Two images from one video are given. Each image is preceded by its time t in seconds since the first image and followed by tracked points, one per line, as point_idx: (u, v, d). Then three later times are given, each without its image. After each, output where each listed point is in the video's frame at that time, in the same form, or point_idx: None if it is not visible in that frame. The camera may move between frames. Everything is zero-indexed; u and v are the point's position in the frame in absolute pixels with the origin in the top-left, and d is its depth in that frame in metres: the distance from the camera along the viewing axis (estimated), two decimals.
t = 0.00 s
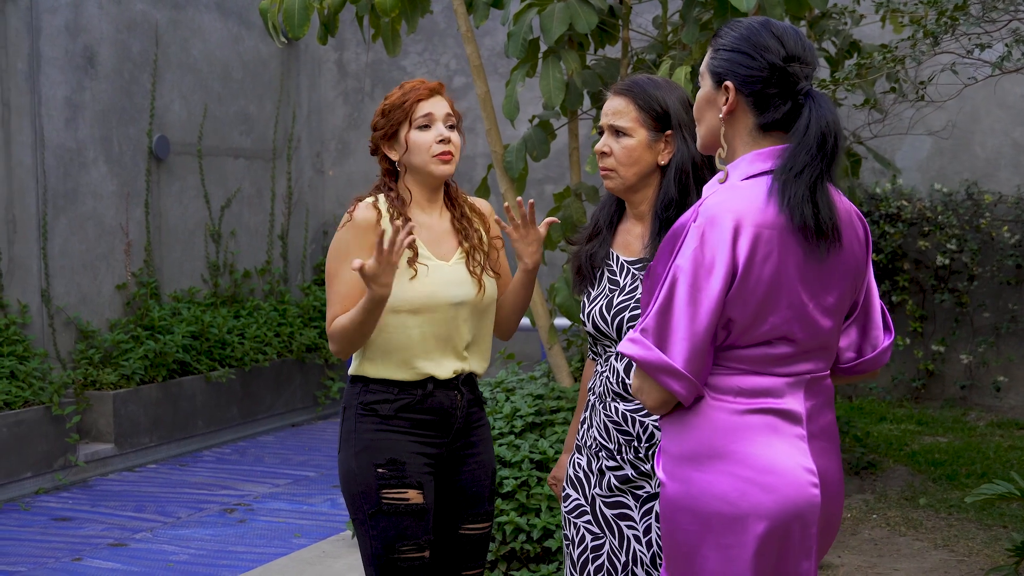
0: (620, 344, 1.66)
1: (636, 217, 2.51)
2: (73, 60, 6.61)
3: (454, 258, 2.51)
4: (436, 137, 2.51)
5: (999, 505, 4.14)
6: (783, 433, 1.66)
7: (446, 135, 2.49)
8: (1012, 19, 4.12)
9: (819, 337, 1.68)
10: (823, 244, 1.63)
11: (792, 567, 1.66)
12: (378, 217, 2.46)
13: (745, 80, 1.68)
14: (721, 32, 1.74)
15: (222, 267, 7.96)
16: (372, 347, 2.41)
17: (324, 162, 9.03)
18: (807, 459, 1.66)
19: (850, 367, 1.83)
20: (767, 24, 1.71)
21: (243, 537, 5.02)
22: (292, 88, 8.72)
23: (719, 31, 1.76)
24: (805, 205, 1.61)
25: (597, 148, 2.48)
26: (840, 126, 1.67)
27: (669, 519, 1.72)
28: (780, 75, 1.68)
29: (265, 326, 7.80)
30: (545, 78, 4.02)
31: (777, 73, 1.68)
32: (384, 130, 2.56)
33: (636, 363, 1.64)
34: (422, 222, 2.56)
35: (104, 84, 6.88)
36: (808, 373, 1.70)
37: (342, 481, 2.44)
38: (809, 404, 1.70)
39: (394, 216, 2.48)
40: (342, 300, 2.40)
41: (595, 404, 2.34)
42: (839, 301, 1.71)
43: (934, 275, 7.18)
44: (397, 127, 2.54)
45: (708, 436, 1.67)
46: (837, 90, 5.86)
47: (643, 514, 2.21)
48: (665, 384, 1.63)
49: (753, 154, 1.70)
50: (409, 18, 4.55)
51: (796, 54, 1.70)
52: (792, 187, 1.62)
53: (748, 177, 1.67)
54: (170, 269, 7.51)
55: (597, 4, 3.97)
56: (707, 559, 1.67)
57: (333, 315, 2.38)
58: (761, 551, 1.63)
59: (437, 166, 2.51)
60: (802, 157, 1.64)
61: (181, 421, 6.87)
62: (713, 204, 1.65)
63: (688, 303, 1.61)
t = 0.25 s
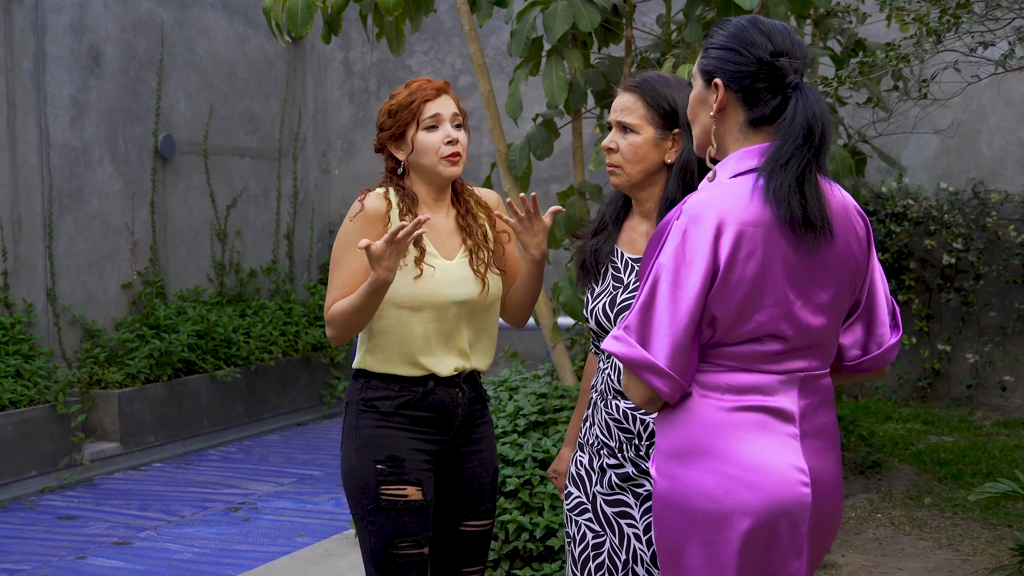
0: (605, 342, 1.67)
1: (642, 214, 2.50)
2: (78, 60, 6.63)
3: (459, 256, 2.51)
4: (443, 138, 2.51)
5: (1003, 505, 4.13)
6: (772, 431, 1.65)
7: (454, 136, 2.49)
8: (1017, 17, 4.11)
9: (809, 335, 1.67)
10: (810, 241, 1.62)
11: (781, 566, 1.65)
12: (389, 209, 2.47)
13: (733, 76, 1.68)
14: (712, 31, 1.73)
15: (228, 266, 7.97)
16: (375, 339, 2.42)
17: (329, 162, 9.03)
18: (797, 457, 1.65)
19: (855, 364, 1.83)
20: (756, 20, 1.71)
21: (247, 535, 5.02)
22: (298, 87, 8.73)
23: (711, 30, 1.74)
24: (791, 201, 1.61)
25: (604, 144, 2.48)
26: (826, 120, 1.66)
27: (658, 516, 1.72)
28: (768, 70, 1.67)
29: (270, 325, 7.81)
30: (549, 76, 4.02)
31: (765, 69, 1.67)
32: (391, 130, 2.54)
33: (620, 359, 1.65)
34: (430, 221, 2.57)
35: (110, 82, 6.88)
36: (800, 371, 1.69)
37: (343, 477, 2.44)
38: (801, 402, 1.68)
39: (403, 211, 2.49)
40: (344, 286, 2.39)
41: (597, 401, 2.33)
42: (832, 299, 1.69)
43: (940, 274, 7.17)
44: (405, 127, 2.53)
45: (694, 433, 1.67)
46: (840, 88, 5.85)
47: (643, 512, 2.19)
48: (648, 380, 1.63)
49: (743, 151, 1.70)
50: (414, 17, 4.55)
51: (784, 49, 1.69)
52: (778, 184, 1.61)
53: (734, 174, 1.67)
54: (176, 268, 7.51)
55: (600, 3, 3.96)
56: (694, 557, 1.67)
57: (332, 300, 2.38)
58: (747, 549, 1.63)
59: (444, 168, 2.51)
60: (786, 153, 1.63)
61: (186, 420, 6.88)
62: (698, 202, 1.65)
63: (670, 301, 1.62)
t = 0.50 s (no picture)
0: (600, 339, 1.67)
1: (649, 212, 2.50)
2: (86, 59, 6.64)
3: (464, 264, 2.50)
4: (454, 140, 2.50)
5: (1009, 505, 4.12)
6: (768, 430, 1.65)
7: (465, 137, 2.49)
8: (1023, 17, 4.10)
9: (806, 334, 1.66)
10: (807, 240, 1.62)
11: (776, 565, 1.65)
12: (394, 216, 2.44)
13: (732, 76, 1.67)
14: (705, 35, 1.72)
15: (235, 265, 7.99)
16: (378, 343, 2.42)
17: (337, 161, 9.03)
18: (793, 456, 1.65)
19: (856, 366, 1.82)
20: (751, 19, 1.70)
21: (252, 534, 5.03)
22: (305, 87, 8.74)
23: (703, 36, 1.74)
24: (787, 199, 1.60)
25: (614, 141, 2.48)
26: (823, 117, 1.66)
27: (654, 513, 1.72)
28: (766, 68, 1.67)
29: (277, 324, 7.82)
30: (554, 76, 4.02)
31: (762, 67, 1.66)
32: (403, 131, 2.54)
33: (615, 357, 1.65)
34: (436, 226, 2.54)
35: (117, 82, 6.90)
36: (797, 371, 1.68)
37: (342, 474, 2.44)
38: (798, 402, 1.68)
39: (408, 218, 2.45)
40: (347, 291, 2.40)
41: (601, 399, 2.29)
42: (830, 299, 1.68)
43: (948, 274, 7.14)
44: (416, 128, 2.53)
45: (690, 432, 1.66)
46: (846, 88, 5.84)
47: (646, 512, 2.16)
48: (643, 378, 1.63)
49: (743, 149, 1.69)
50: (419, 17, 4.55)
51: (780, 46, 1.68)
52: (775, 183, 1.61)
53: (732, 173, 1.67)
54: (183, 268, 7.53)
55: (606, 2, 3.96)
56: (690, 555, 1.67)
57: (337, 306, 2.39)
58: (742, 548, 1.63)
59: (453, 170, 2.51)
60: (784, 152, 1.63)
61: (193, 419, 6.89)
62: (694, 200, 1.65)
63: (665, 298, 1.62)
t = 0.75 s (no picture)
0: (600, 341, 1.66)
1: (656, 212, 2.50)
2: (93, 59, 6.66)
3: (466, 264, 2.50)
4: (457, 140, 2.50)
5: (1013, 505, 4.11)
6: (769, 429, 1.65)
7: (468, 138, 2.48)
8: None
9: (805, 333, 1.66)
10: (807, 239, 1.62)
11: (777, 564, 1.65)
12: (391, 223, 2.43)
13: (732, 74, 1.67)
14: (710, 28, 1.72)
15: (242, 265, 8.00)
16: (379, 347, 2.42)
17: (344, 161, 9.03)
18: (794, 455, 1.64)
19: (852, 364, 1.82)
20: (754, 18, 1.70)
21: (258, 534, 5.04)
22: (312, 87, 8.76)
23: (710, 26, 1.74)
24: (788, 199, 1.60)
25: (621, 142, 2.48)
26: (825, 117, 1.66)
27: (654, 513, 1.72)
28: (766, 67, 1.66)
29: (284, 324, 7.83)
30: (558, 76, 4.02)
31: (763, 67, 1.66)
32: (405, 131, 2.54)
33: (616, 358, 1.64)
34: (436, 226, 2.53)
35: (124, 82, 6.91)
36: (797, 370, 1.68)
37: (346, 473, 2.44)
38: (798, 401, 1.68)
39: (407, 221, 2.45)
40: (349, 303, 2.40)
41: (605, 400, 2.27)
42: (829, 298, 1.68)
43: (955, 274, 7.13)
44: (420, 128, 2.53)
45: (691, 432, 1.66)
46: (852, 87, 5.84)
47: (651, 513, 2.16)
48: (643, 379, 1.62)
49: (739, 148, 1.69)
50: (425, 17, 4.55)
51: (783, 46, 1.68)
52: (776, 183, 1.61)
53: (731, 172, 1.67)
54: (190, 267, 7.54)
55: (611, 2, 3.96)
56: (691, 555, 1.67)
57: (341, 323, 2.40)
58: (744, 547, 1.63)
59: (455, 171, 2.51)
60: (785, 152, 1.63)
61: (199, 418, 6.91)
62: (694, 200, 1.65)
63: (665, 298, 1.61)
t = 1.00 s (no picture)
0: (601, 344, 1.66)
1: (660, 216, 2.51)
2: (98, 61, 6.67)
3: (465, 263, 2.51)
4: (457, 143, 2.51)
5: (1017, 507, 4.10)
6: (768, 432, 1.65)
7: (468, 141, 2.49)
8: None
9: (805, 336, 1.67)
10: (807, 241, 1.62)
11: (775, 567, 1.65)
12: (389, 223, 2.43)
13: (729, 77, 1.67)
14: (704, 32, 1.72)
15: (247, 267, 8.01)
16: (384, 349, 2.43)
17: (349, 162, 9.05)
18: (792, 459, 1.65)
19: (850, 368, 1.82)
20: (750, 21, 1.70)
21: (261, 535, 5.05)
22: (318, 88, 8.77)
23: (699, 37, 1.74)
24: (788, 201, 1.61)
25: (622, 146, 2.48)
26: (825, 119, 1.66)
27: (651, 516, 1.72)
28: (764, 70, 1.67)
29: (289, 325, 7.84)
30: (561, 78, 4.03)
31: (761, 67, 1.67)
32: (406, 132, 2.55)
33: (617, 362, 1.63)
34: (434, 226, 2.54)
35: (130, 83, 6.93)
36: (795, 373, 1.69)
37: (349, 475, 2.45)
38: (797, 404, 1.68)
39: (403, 222, 2.45)
40: (358, 305, 2.39)
41: (607, 403, 2.27)
42: (828, 301, 1.69)
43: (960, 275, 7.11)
44: (420, 130, 2.53)
45: (690, 436, 1.66)
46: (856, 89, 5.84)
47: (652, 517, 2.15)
48: (645, 382, 1.62)
49: (740, 150, 1.69)
50: (429, 19, 4.56)
51: (778, 47, 1.68)
52: (777, 186, 1.61)
53: (731, 175, 1.67)
54: (195, 269, 7.56)
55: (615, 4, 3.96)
56: (689, 558, 1.67)
57: (355, 326, 2.38)
58: (742, 550, 1.63)
59: (455, 173, 2.51)
60: (786, 154, 1.63)
61: (204, 420, 6.92)
62: (695, 203, 1.65)
63: (667, 301, 1.61)
